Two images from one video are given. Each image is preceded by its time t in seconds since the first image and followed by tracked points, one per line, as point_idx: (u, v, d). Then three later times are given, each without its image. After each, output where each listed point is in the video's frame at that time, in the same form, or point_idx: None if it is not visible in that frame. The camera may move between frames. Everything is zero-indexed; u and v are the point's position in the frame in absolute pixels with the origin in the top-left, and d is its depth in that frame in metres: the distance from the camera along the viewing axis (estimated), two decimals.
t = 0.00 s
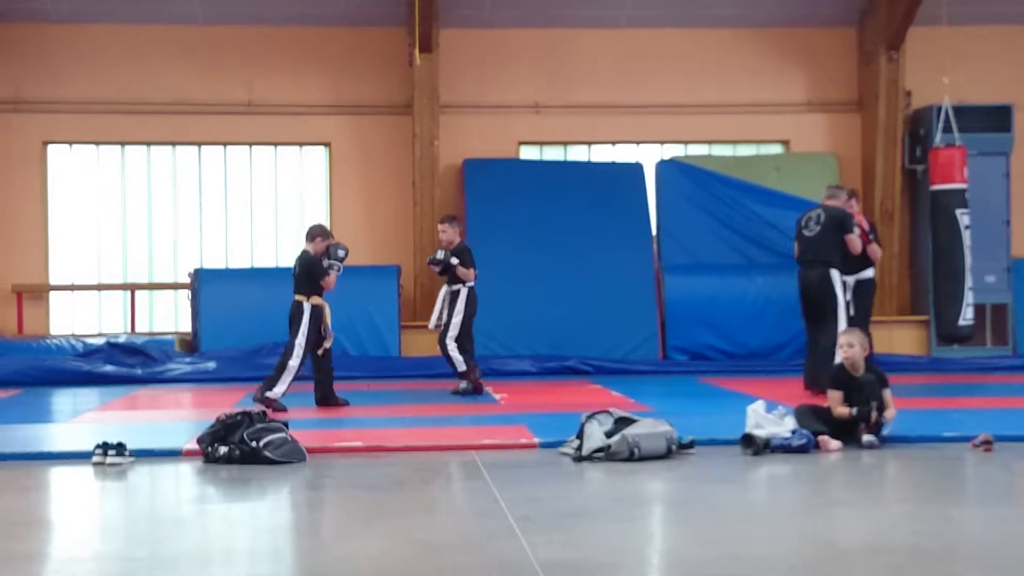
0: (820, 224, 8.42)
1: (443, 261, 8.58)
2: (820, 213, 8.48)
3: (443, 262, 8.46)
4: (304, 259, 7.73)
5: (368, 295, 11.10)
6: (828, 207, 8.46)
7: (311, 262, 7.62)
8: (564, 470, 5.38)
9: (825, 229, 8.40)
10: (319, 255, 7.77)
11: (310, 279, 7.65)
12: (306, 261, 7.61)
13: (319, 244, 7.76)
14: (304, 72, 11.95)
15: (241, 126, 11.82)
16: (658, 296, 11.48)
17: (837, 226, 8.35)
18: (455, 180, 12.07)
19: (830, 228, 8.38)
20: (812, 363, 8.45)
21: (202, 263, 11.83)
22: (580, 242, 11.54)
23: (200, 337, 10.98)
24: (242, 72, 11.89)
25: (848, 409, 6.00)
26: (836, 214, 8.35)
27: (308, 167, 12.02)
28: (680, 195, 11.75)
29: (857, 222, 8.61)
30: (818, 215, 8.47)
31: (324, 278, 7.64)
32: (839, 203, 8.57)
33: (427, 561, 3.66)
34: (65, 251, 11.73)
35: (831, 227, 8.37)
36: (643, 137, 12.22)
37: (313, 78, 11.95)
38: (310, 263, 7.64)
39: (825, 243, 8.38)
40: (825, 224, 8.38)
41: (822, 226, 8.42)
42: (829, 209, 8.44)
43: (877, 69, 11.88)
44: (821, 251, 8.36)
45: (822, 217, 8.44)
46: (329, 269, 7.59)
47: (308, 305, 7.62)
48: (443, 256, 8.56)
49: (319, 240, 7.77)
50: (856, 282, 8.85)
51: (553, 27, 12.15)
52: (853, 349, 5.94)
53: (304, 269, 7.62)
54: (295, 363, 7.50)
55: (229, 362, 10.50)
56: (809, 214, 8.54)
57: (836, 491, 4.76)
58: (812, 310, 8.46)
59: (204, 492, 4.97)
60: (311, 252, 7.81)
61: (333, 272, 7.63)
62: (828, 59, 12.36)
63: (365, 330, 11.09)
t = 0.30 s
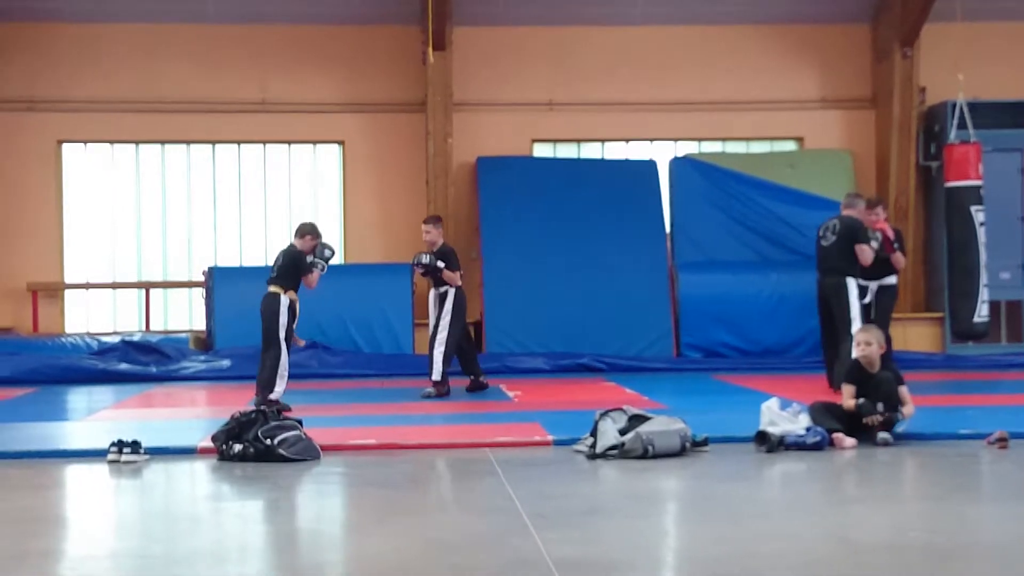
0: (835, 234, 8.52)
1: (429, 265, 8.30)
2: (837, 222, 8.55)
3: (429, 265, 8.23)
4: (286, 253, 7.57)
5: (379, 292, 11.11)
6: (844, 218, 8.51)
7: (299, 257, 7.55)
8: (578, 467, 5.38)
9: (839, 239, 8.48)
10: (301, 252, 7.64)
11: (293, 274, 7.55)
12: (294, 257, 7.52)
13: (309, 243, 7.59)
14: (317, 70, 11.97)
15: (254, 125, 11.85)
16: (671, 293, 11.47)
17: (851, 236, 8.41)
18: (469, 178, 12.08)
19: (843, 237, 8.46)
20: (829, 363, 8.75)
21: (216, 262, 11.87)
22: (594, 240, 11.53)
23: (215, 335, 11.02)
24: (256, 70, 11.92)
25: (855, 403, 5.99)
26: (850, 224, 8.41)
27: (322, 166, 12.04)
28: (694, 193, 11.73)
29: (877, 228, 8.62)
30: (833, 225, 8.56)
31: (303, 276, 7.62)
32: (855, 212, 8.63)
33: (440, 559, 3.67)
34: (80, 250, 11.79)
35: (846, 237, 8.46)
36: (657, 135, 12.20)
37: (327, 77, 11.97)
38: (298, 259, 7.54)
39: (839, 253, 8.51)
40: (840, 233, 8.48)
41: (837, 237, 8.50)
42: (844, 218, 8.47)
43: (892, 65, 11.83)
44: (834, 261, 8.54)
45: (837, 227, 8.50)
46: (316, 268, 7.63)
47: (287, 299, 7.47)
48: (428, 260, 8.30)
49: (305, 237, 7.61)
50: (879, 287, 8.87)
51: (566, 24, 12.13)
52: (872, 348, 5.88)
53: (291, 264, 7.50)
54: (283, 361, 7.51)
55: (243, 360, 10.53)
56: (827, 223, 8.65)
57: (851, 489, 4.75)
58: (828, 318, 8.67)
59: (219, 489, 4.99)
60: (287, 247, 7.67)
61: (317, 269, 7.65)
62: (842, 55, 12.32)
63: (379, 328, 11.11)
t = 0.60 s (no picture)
0: (843, 226, 8.67)
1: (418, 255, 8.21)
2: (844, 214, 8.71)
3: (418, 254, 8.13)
4: (279, 255, 7.49)
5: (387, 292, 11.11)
6: (852, 208, 8.66)
7: (292, 261, 7.47)
8: (586, 467, 5.37)
9: (848, 230, 8.63)
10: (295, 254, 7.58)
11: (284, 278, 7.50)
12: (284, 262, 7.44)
13: (302, 247, 7.53)
14: (326, 70, 11.99)
15: (263, 125, 11.87)
16: (680, 292, 11.46)
17: (859, 227, 8.57)
18: (477, 178, 12.08)
19: (853, 228, 8.61)
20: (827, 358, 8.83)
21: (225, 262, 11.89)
22: (602, 239, 11.53)
23: (223, 335, 11.04)
24: (264, 69, 11.93)
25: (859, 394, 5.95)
26: (858, 215, 8.58)
27: (330, 165, 12.05)
28: (702, 192, 11.71)
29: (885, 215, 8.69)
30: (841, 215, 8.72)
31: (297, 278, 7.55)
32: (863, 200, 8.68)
33: (449, 559, 3.67)
34: (89, 249, 11.82)
35: (855, 228, 8.60)
36: (665, 134, 12.19)
37: (335, 76, 11.99)
38: (289, 263, 7.47)
39: (848, 243, 8.66)
40: (848, 223, 8.64)
41: (845, 228, 8.65)
42: (853, 209, 8.64)
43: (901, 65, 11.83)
44: (843, 252, 8.68)
45: (846, 218, 8.65)
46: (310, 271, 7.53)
47: (277, 304, 7.50)
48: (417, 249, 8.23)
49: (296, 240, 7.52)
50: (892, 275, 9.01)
51: (575, 24, 12.13)
52: (880, 346, 5.85)
53: (281, 269, 7.45)
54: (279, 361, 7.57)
55: (251, 360, 10.54)
56: (835, 215, 8.77)
57: (860, 489, 4.74)
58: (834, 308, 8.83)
59: (228, 488, 5.00)
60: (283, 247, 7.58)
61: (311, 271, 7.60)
62: (851, 55, 12.30)
63: (388, 328, 11.13)
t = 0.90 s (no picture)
0: (850, 238, 8.66)
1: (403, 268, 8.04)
2: (853, 226, 8.69)
3: (401, 266, 7.87)
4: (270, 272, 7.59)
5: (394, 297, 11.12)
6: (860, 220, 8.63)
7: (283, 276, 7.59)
8: (594, 473, 5.36)
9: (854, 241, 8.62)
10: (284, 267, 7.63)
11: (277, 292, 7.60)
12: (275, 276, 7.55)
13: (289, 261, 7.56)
14: (334, 75, 12.01)
15: (272, 130, 11.90)
16: (687, 298, 11.45)
17: (866, 238, 8.54)
18: (485, 183, 12.08)
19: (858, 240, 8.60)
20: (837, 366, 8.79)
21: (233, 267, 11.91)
22: (610, 244, 11.52)
23: (231, 340, 11.06)
24: (273, 75, 11.96)
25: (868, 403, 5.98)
26: (865, 227, 8.55)
27: (338, 170, 12.07)
28: (710, 199, 11.71)
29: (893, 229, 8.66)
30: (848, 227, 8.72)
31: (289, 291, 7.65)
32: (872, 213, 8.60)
33: (456, 563, 3.68)
34: (98, 253, 11.86)
35: (861, 239, 8.59)
36: (673, 140, 12.19)
37: (343, 82, 12.01)
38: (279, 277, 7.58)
39: (856, 256, 8.64)
40: (855, 236, 8.62)
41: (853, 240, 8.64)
42: (861, 220, 8.60)
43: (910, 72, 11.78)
44: (851, 265, 8.66)
45: (853, 231, 8.64)
46: (299, 284, 7.58)
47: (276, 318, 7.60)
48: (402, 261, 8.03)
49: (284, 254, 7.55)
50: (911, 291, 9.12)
51: (583, 30, 12.14)
52: (886, 354, 5.85)
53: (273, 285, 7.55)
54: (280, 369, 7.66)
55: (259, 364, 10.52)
56: (845, 226, 8.75)
57: (867, 496, 4.73)
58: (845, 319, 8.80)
59: (235, 493, 5.00)
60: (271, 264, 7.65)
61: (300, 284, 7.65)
62: (859, 62, 12.29)
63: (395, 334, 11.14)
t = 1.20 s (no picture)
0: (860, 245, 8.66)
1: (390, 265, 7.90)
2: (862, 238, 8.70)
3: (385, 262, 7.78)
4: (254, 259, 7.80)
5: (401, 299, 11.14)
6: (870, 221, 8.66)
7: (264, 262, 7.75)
8: (601, 476, 5.36)
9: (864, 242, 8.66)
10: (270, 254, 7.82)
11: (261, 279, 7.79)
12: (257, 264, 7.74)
13: (274, 246, 7.73)
14: (342, 78, 12.03)
15: (280, 133, 11.92)
16: (695, 301, 11.43)
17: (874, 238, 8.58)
18: (492, 186, 12.09)
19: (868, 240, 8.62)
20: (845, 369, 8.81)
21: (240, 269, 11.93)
22: (617, 248, 11.52)
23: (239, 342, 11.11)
24: (282, 77, 11.98)
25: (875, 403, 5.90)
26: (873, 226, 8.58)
27: (345, 173, 12.08)
28: (718, 202, 11.70)
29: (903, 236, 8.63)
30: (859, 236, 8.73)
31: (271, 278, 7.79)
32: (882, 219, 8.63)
33: (461, 566, 3.67)
34: (107, 255, 11.88)
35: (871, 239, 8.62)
36: (681, 144, 12.18)
37: (351, 84, 12.03)
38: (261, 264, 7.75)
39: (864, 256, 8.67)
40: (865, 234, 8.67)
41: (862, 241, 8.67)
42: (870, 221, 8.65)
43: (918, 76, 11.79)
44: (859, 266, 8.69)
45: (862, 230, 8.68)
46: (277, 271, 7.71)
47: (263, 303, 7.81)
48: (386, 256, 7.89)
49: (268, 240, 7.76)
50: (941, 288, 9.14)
51: (590, 33, 12.14)
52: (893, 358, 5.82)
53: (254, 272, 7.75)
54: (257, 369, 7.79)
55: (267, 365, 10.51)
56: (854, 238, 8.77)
57: (874, 500, 4.71)
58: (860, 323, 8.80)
59: (241, 495, 5.01)
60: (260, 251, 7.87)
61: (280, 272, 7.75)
62: (867, 65, 12.27)
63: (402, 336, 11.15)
